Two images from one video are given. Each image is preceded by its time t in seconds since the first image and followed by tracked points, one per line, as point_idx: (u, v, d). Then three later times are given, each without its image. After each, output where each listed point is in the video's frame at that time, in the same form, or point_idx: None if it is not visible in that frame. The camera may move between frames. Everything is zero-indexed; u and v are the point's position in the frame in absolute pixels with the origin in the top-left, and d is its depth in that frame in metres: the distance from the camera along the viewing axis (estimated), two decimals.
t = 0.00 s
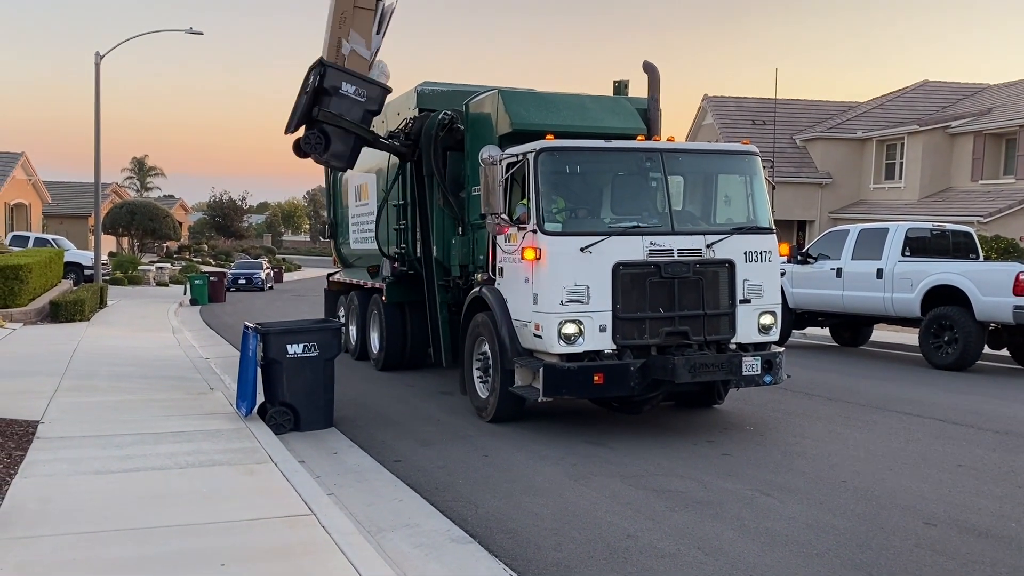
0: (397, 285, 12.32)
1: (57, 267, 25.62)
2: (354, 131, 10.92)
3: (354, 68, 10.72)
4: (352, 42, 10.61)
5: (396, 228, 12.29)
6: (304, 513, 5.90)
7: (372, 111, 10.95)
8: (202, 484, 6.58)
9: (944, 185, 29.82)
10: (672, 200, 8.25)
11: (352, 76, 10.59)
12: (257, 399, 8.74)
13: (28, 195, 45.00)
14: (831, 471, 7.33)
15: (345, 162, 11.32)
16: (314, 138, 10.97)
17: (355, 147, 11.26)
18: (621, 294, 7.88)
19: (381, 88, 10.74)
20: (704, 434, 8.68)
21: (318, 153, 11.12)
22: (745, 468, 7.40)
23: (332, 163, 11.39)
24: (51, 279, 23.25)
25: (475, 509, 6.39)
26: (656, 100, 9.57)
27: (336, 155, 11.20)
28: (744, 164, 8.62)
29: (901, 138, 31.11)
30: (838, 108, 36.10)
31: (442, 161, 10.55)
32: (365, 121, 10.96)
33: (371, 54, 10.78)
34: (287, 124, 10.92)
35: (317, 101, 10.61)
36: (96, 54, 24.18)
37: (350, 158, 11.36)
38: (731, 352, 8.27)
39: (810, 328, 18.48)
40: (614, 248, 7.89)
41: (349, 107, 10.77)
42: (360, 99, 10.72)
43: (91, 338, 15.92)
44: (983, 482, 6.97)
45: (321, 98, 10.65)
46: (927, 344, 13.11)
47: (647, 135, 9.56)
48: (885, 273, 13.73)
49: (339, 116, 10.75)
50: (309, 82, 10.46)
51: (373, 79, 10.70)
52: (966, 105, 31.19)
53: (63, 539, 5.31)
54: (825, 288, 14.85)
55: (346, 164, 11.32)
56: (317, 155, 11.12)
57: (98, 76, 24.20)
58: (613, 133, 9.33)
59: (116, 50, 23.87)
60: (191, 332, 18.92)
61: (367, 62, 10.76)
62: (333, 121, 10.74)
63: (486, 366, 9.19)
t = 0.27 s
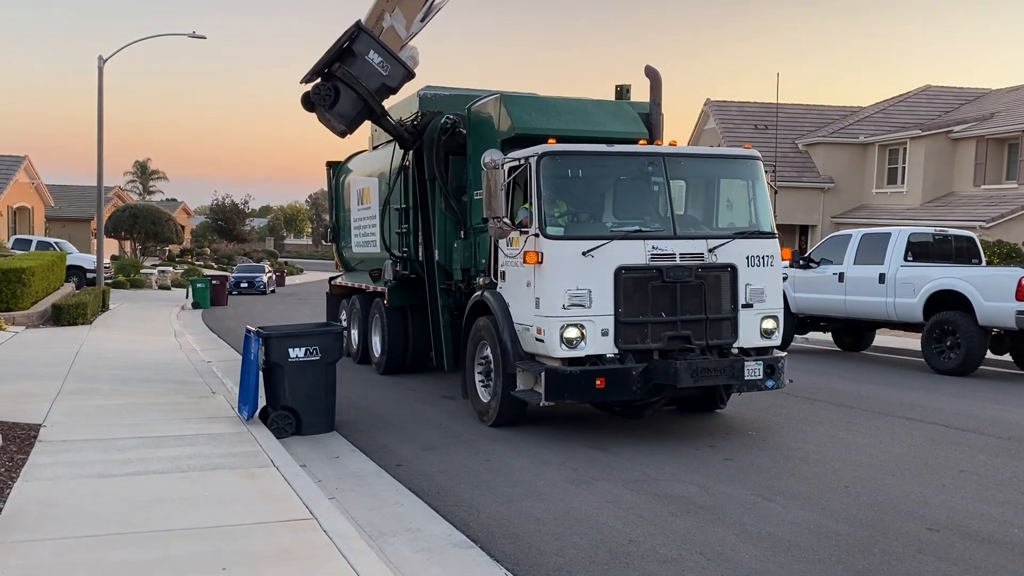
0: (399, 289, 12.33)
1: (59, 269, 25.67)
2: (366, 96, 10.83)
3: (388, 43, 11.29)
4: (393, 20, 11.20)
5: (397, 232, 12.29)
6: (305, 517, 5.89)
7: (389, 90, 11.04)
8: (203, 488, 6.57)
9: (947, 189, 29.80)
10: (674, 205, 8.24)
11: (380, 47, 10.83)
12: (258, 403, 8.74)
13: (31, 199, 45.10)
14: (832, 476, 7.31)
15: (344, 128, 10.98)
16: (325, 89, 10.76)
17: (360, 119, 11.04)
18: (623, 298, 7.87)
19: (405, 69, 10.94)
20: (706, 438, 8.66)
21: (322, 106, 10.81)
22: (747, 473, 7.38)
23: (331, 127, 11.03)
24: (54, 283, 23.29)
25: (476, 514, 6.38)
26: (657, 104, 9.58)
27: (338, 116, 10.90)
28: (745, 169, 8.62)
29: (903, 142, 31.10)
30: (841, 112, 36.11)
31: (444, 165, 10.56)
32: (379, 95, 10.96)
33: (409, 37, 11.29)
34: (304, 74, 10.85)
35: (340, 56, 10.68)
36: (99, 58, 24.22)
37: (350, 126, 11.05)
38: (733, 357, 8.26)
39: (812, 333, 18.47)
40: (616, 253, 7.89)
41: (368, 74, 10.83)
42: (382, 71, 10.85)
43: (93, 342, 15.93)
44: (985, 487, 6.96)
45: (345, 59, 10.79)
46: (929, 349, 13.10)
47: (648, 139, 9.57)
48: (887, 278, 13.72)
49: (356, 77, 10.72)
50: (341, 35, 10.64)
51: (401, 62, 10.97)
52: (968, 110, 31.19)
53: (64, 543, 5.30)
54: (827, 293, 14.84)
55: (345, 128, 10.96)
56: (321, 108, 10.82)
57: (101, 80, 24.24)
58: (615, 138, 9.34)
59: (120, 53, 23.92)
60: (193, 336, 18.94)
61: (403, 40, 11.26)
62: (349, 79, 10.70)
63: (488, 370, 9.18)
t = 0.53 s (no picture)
0: (400, 291, 12.32)
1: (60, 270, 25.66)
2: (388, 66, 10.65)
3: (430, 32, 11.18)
4: (442, 11, 11.23)
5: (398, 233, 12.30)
6: (305, 519, 5.88)
7: (413, 73, 10.83)
8: (204, 489, 6.56)
9: (948, 192, 29.78)
10: (675, 207, 8.23)
11: (418, 26, 10.68)
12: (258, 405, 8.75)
13: (32, 199, 45.10)
14: (834, 479, 7.30)
15: (357, 88, 10.75)
16: (352, 44, 10.62)
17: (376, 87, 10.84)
18: (624, 300, 7.86)
19: (434, 58, 10.73)
20: (707, 441, 8.65)
21: (345, 59, 10.66)
22: (748, 476, 7.37)
23: (346, 84, 10.82)
24: (55, 284, 23.28)
25: (477, 516, 6.37)
26: (658, 106, 9.57)
27: (357, 74, 10.70)
28: (747, 171, 8.61)
29: (905, 145, 31.09)
30: (842, 115, 36.10)
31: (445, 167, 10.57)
32: (401, 71, 10.76)
33: (447, 34, 11.20)
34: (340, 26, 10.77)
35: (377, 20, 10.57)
36: (100, 58, 24.21)
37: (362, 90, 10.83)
38: (734, 359, 8.24)
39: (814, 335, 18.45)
40: (617, 255, 7.87)
41: (398, 47, 10.68)
42: (412, 50, 10.67)
43: (94, 343, 15.93)
44: (987, 490, 6.94)
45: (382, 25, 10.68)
46: (930, 352, 13.08)
47: (650, 141, 9.56)
48: (889, 281, 13.70)
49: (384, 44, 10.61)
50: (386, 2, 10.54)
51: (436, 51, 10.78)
52: (969, 112, 31.18)
53: (64, 544, 5.29)
54: (828, 295, 14.83)
55: (357, 89, 10.74)
56: (343, 62, 10.67)
57: (102, 81, 24.23)
58: (616, 139, 9.33)
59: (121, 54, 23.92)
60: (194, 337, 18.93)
61: (444, 33, 11.18)
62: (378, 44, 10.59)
63: (488, 372, 9.17)
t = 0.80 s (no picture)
0: (400, 291, 12.33)
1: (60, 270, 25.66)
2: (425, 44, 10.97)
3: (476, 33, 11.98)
4: (493, 25, 12.15)
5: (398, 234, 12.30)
6: (306, 518, 5.88)
7: (443, 63, 11.24)
8: (204, 488, 6.56)
9: (949, 192, 29.78)
10: (675, 207, 8.23)
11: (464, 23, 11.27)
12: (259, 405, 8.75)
13: (32, 199, 45.09)
14: (834, 479, 7.30)
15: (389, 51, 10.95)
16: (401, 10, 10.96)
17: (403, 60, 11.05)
18: (625, 300, 7.86)
19: (468, 58, 11.27)
20: (708, 441, 8.65)
21: (388, 21, 10.94)
22: (749, 476, 7.36)
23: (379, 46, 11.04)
24: (55, 284, 23.28)
25: (478, 515, 6.37)
26: (659, 106, 9.57)
27: (394, 39, 10.94)
28: (747, 171, 8.61)
29: (905, 145, 31.09)
30: (842, 115, 36.10)
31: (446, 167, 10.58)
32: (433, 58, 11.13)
33: (491, 42, 12.04)
34: None
35: None
36: (100, 58, 24.20)
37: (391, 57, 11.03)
38: (734, 359, 8.24)
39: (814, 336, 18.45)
40: (618, 255, 7.87)
41: (441, 33, 11.15)
42: (452, 42, 11.19)
43: (94, 342, 15.93)
44: (987, 490, 6.94)
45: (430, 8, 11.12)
46: (931, 352, 13.07)
47: (650, 141, 9.56)
48: (889, 281, 13.70)
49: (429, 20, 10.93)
50: None
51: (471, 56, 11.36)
52: (970, 112, 31.18)
53: (64, 543, 5.30)
54: (828, 295, 14.83)
55: (390, 51, 10.91)
56: (387, 24, 10.97)
57: (102, 80, 24.23)
58: (616, 140, 9.33)
59: (121, 54, 23.92)
60: (194, 337, 18.93)
61: (485, 43, 11.98)
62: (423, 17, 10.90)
63: (489, 372, 9.17)
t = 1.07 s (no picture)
0: (399, 289, 12.33)
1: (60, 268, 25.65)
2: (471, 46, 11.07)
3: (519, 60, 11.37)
4: (540, 61, 11.55)
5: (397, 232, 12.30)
6: (305, 516, 5.89)
7: (475, 69, 11.23)
8: (203, 486, 6.56)
9: (948, 191, 29.79)
10: (675, 205, 8.23)
11: (516, 45, 11.22)
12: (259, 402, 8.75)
13: (32, 197, 45.07)
14: (833, 477, 7.30)
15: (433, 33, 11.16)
16: (465, 4, 11.17)
17: (442, 48, 11.20)
18: (624, 298, 7.86)
19: (499, 78, 11.19)
20: (707, 439, 8.65)
21: (448, 8, 11.15)
22: (748, 474, 7.36)
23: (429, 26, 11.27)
24: (54, 282, 23.26)
25: (477, 513, 6.37)
26: (659, 105, 9.57)
27: (445, 24, 11.14)
28: (747, 169, 8.61)
29: (904, 143, 31.09)
30: (842, 113, 36.11)
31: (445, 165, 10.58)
32: (470, 62, 11.12)
33: (530, 74, 11.44)
34: None
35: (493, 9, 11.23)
36: (99, 55, 24.17)
37: (434, 41, 11.19)
38: (734, 357, 8.25)
39: (813, 334, 18.47)
40: (617, 253, 7.88)
41: (488, 41, 11.16)
42: (495, 55, 11.17)
43: (93, 340, 15.92)
44: (986, 488, 6.95)
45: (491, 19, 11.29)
46: (930, 350, 13.09)
47: (650, 140, 9.55)
48: (888, 279, 13.70)
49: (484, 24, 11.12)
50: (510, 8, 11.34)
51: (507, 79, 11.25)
52: (969, 111, 31.18)
53: (64, 541, 5.30)
54: (827, 294, 14.84)
55: (436, 32, 11.09)
56: (446, 10, 11.16)
57: (101, 78, 24.21)
58: (616, 138, 9.33)
59: (120, 51, 23.89)
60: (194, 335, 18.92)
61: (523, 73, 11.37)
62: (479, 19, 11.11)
63: (488, 370, 9.17)
